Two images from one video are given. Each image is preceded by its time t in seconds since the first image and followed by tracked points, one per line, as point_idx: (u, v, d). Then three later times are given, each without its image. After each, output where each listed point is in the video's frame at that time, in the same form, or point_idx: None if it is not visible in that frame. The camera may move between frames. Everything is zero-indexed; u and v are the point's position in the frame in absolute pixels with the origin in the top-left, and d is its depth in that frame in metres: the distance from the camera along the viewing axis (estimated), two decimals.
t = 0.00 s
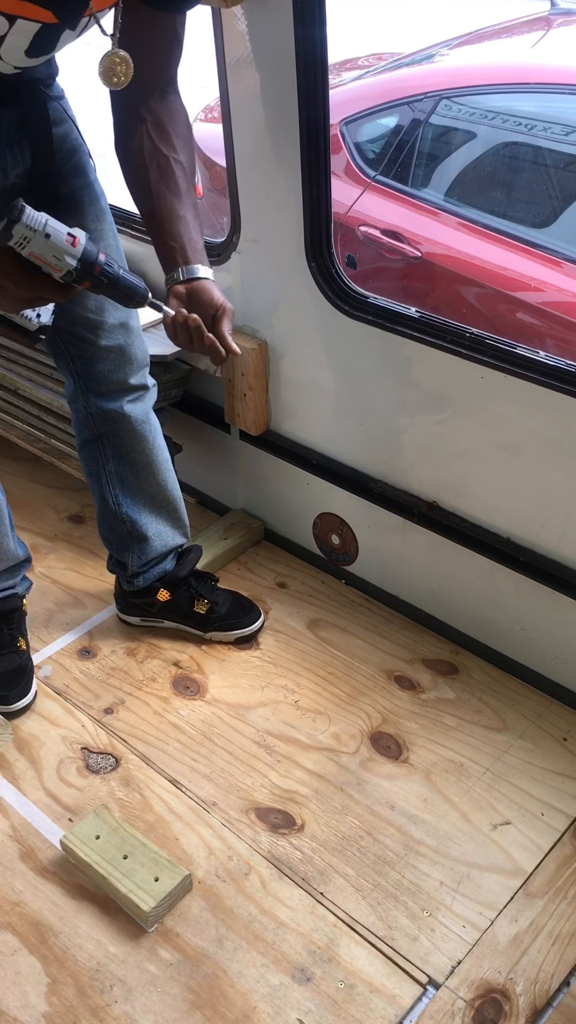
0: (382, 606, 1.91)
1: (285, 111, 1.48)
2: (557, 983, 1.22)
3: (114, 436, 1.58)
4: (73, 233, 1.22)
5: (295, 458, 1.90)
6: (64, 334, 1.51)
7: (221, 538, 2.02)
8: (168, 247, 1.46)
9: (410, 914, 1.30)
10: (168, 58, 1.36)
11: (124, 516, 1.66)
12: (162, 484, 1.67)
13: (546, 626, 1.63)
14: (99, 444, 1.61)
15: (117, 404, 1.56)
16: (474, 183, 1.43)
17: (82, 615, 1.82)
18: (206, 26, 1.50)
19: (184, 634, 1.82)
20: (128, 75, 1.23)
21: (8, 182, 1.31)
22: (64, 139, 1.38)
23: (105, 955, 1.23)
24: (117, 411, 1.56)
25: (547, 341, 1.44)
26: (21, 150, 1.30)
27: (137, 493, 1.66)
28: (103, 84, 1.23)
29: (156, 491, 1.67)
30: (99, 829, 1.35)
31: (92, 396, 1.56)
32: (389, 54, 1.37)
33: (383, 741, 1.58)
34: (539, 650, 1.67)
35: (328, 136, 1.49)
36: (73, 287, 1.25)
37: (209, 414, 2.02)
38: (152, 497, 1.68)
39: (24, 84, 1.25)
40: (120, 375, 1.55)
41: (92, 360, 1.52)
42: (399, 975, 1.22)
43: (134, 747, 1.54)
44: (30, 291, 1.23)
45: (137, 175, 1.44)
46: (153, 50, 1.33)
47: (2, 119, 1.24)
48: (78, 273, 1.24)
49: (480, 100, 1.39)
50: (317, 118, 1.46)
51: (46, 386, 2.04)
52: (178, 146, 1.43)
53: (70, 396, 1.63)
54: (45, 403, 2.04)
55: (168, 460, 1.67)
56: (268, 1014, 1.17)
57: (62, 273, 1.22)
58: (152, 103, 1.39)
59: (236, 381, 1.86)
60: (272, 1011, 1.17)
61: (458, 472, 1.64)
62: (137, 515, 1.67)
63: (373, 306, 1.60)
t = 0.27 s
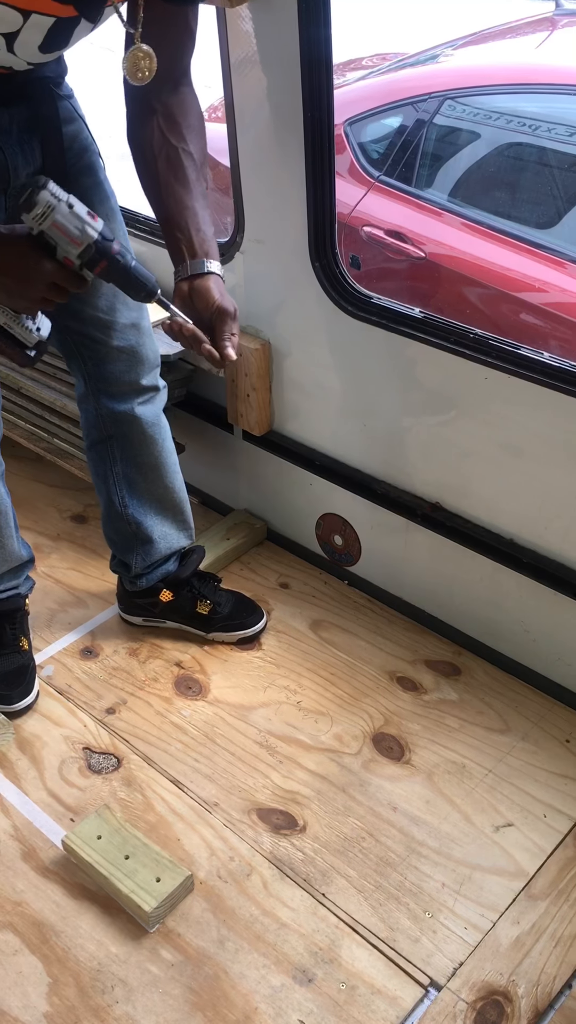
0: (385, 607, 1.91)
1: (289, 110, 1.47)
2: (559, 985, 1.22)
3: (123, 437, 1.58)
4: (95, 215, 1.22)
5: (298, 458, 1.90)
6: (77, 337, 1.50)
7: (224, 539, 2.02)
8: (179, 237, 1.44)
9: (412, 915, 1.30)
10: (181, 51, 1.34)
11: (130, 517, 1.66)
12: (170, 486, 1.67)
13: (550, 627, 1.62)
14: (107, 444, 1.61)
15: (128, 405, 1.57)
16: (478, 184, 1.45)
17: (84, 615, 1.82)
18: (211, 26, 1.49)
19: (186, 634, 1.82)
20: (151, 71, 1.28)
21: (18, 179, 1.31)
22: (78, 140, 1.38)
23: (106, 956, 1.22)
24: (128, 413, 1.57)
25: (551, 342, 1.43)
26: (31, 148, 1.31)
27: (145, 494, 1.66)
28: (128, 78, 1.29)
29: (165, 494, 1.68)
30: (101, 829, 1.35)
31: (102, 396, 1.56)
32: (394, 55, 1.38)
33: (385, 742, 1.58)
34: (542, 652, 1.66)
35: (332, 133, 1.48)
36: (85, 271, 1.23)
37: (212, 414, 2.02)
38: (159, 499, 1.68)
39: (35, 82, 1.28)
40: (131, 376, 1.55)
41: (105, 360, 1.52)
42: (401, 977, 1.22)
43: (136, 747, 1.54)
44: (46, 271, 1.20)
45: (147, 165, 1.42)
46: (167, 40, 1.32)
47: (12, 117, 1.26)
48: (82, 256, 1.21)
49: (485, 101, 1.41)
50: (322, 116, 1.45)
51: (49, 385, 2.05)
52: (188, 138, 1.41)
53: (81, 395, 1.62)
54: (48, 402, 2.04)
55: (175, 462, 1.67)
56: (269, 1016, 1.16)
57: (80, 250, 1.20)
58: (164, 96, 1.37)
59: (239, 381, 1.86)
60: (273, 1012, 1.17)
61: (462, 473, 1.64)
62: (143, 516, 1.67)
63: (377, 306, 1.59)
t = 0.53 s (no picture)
0: (386, 608, 1.90)
1: (292, 110, 1.47)
2: (560, 987, 1.22)
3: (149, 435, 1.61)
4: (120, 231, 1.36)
5: (298, 458, 1.89)
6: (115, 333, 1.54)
7: (225, 539, 2.02)
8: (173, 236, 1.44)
9: (413, 916, 1.30)
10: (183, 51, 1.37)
11: (151, 512, 1.69)
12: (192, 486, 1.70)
13: (551, 629, 1.62)
14: (135, 439, 1.63)
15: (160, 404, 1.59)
16: (480, 184, 1.49)
17: (86, 615, 1.82)
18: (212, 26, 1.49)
19: (187, 635, 1.82)
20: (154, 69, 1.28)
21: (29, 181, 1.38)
22: (88, 139, 1.44)
23: (107, 956, 1.22)
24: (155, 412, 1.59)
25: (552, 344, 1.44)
26: (39, 150, 1.37)
27: (165, 493, 1.69)
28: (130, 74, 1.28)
29: (183, 495, 1.70)
30: (102, 829, 1.35)
31: (136, 394, 1.58)
32: (397, 55, 1.40)
33: (386, 742, 1.58)
34: (544, 653, 1.66)
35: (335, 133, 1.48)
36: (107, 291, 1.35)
37: (214, 414, 2.01)
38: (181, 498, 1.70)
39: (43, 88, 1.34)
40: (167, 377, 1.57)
41: (140, 359, 1.55)
42: (402, 978, 1.22)
43: (137, 748, 1.54)
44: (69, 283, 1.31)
45: (144, 163, 1.42)
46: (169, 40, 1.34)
47: (19, 118, 1.32)
48: (105, 270, 1.32)
49: (489, 102, 1.46)
50: (325, 117, 1.44)
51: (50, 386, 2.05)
52: (187, 137, 1.42)
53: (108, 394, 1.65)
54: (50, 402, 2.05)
55: (199, 463, 1.70)
56: (270, 1017, 1.16)
57: (105, 264, 1.32)
58: (164, 94, 1.39)
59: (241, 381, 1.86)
60: (274, 1014, 1.17)
61: (464, 473, 1.64)
62: (163, 512, 1.70)
63: (379, 307, 1.59)
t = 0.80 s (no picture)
0: (387, 608, 1.90)
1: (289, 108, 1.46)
2: (560, 989, 1.22)
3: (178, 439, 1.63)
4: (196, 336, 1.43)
5: (298, 458, 1.89)
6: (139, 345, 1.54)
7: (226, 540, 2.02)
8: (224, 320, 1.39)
9: (413, 918, 1.30)
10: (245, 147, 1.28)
11: (186, 513, 1.73)
12: (222, 484, 1.71)
13: (552, 630, 1.62)
14: (163, 443, 1.66)
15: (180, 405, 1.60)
16: (482, 183, 1.55)
17: (86, 616, 1.82)
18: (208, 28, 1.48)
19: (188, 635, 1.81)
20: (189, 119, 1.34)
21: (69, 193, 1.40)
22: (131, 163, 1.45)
23: (107, 957, 1.22)
24: (180, 413, 1.61)
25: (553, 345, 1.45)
26: (81, 161, 1.37)
27: (197, 493, 1.72)
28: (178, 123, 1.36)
29: (214, 495, 1.72)
30: (102, 831, 1.35)
31: (155, 397, 1.60)
32: (398, 57, 1.41)
33: (386, 744, 1.58)
34: (544, 654, 1.66)
35: (334, 134, 1.47)
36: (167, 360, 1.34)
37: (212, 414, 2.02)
38: (211, 497, 1.72)
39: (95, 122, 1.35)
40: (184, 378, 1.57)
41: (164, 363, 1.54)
42: (402, 980, 1.22)
43: (137, 749, 1.54)
44: (137, 361, 1.22)
45: (197, 257, 1.37)
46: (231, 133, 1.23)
47: (66, 136, 1.30)
48: (176, 353, 1.34)
49: (487, 102, 1.50)
50: (324, 113, 1.43)
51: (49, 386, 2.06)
52: (239, 228, 1.37)
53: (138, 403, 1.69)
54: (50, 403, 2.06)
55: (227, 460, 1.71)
56: (269, 1018, 1.16)
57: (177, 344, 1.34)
58: (225, 185, 1.31)
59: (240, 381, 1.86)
60: (274, 1015, 1.16)
61: (464, 474, 1.64)
62: (198, 512, 1.74)
63: (379, 307, 1.59)
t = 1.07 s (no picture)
0: (388, 609, 1.90)
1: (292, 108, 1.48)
2: (563, 992, 1.22)
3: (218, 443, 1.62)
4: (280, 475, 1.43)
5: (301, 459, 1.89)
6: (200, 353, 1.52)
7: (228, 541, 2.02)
8: (301, 460, 1.39)
9: (416, 921, 1.30)
10: (329, 343, 1.33)
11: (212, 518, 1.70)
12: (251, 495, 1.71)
13: (555, 633, 1.62)
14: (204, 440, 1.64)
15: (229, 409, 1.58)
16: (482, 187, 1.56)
17: (89, 618, 1.82)
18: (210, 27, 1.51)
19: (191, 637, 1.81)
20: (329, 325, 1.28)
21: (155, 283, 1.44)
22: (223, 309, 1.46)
23: (109, 960, 1.22)
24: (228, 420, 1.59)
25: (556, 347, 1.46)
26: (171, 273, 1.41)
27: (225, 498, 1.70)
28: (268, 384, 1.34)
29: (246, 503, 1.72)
30: (104, 833, 1.34)
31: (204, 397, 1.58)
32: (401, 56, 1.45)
33: (389, 746, 1.58)
34: (548, 657, 1.66)
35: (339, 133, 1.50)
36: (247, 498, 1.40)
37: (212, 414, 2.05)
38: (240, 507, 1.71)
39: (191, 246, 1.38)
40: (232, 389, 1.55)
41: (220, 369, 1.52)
42: (405, 982, 1.22)
43: (139, 750, 1.54)
44: (222, 491, 1.22)
45: (284, 427, 1.38)
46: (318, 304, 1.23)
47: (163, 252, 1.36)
48: (260, 495, 1.37)
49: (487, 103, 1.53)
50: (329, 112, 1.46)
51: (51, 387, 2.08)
52: (329, 397, 1.37)
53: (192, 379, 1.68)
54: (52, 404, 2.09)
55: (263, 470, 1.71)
56: (272, 1020, 1.16)
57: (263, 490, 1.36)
58: (311, 354, 1.34)
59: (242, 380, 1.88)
60: (276, 1018, 1.16)
61: (467, 476, 1.64)
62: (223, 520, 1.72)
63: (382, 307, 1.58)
